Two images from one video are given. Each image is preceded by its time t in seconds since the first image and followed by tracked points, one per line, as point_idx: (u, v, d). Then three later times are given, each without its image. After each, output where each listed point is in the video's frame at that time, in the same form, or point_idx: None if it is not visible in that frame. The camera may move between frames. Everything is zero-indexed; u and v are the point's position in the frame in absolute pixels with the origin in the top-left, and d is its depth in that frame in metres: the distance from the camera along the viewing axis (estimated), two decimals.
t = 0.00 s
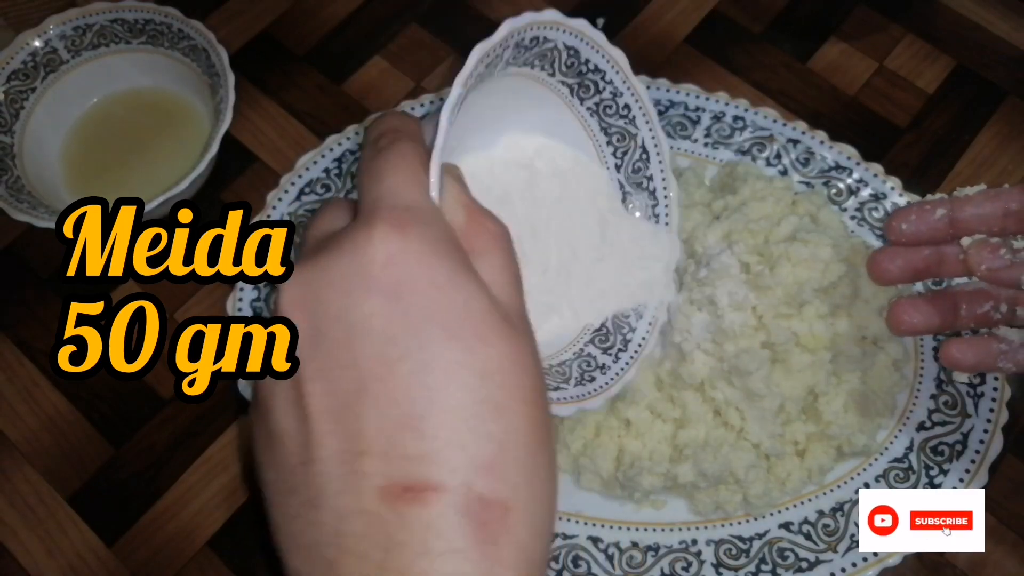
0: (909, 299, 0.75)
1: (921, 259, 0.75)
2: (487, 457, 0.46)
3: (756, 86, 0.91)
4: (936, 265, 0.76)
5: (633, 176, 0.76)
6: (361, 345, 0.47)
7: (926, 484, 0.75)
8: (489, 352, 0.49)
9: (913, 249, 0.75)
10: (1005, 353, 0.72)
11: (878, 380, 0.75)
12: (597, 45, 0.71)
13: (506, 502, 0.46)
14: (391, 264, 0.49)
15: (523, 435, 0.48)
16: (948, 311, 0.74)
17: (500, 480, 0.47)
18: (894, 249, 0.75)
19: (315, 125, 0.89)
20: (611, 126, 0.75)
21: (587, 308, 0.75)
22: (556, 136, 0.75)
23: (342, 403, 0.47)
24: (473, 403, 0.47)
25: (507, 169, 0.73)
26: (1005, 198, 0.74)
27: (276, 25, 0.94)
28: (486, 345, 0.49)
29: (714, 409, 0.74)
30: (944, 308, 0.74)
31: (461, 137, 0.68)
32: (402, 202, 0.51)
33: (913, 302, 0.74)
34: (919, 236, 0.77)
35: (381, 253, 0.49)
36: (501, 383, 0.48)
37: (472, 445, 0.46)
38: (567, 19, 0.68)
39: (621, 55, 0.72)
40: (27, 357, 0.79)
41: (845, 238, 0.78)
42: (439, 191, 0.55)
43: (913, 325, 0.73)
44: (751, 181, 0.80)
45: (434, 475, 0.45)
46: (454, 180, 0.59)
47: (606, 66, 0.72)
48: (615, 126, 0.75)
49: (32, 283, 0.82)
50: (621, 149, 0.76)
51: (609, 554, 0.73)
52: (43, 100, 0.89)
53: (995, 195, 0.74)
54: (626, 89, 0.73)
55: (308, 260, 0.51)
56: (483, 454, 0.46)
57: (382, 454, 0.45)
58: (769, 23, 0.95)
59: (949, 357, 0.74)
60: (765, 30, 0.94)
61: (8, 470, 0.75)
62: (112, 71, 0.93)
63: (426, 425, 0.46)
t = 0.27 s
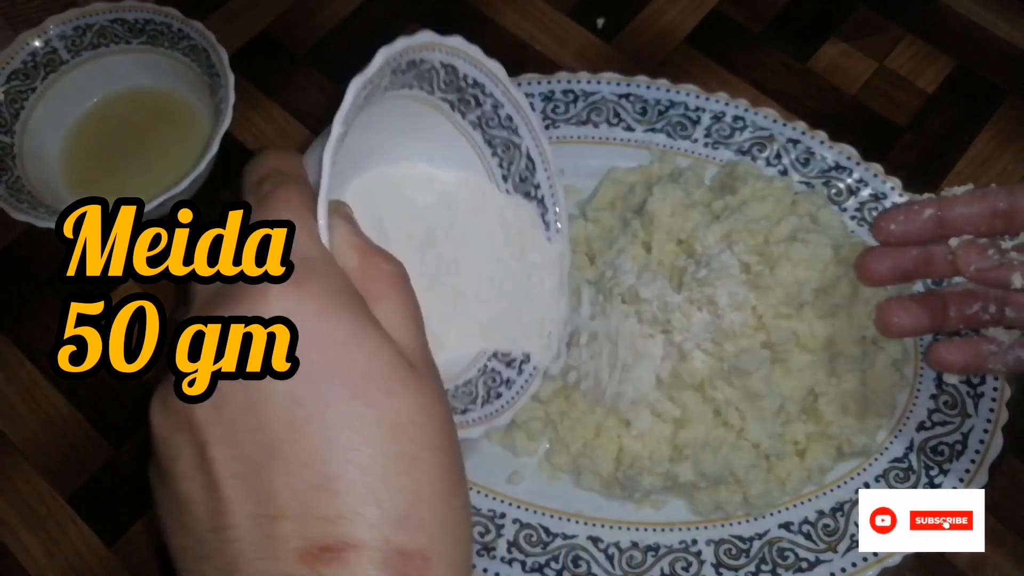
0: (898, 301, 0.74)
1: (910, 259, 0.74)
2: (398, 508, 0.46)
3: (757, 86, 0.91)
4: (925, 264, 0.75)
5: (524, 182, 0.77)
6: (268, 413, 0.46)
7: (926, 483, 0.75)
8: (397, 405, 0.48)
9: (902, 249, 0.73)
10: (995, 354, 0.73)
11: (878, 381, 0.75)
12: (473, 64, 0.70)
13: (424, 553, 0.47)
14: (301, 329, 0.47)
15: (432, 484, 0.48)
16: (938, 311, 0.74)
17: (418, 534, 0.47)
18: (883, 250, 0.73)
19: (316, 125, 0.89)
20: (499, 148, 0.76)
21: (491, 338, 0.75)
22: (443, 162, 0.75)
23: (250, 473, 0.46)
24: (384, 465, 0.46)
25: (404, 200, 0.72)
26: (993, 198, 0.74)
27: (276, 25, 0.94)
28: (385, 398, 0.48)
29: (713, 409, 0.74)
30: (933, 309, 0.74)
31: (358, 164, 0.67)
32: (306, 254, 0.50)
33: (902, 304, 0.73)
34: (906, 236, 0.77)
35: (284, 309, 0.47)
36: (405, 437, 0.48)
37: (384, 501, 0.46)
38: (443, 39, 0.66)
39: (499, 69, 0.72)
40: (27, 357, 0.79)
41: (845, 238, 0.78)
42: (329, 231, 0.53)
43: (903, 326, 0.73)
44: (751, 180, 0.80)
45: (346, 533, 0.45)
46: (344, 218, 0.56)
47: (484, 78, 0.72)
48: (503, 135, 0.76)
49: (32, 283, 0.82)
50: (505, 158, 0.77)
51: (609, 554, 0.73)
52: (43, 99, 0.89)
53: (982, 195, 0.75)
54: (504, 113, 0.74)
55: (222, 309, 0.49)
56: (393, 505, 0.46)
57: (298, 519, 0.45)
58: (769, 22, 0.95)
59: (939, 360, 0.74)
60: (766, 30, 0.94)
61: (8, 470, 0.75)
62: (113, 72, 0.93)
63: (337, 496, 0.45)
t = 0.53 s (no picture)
0: (906, 284, 0.74)
1: (917, 242, 0.76)
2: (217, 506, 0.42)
3: (757, 86, 0.91)
4: (932, 247, 0.77)
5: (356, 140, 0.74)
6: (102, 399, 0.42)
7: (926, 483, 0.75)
8: (235, 441, 0.44)
9: (911, 232, 0.75)
10: (1003, 339, 0.73)
11: (878, 381, 0.75)
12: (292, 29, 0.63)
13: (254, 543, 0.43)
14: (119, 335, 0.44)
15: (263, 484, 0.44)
16: (946, 295, 0.75)
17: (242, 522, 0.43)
18: (892, 233, 0.75)
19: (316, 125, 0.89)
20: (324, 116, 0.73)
21: (343, 305, 0.73)
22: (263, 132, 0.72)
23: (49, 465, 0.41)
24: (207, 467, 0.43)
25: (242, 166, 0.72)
26: (1004, 179, 0.74)
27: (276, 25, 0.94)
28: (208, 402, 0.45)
29: (713, 409, 0.74)
30: (940, 293, 0.74)
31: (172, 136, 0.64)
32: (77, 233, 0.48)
33: (910, 286, 0.73)
34: (915, 218, 0.77)
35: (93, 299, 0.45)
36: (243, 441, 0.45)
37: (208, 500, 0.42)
38: (249, 6, 0.59)
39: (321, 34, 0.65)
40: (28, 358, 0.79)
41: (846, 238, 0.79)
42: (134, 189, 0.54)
43: (911, 310, 0.72)
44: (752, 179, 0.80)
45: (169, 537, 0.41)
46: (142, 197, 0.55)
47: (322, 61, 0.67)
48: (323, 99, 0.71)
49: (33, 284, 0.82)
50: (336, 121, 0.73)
51: (609, 554, 0.73)
52: (44, 100, 0.89)
53: (993, 176, 0.75)
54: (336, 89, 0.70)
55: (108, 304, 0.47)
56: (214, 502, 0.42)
57: (105, 526, 0.40)
58: (769, 22, 0.95)
59: (947, 344, 0.73)
60: (766, 30, 0.94)
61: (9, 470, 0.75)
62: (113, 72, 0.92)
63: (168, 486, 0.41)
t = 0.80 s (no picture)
0: (890, 306, 0.73)
1: (902, 264, 0.74)
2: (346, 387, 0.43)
3: (756, 86, 0.91)
4: (916, 269, 0.75)
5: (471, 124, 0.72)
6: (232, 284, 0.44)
7: (926, 484, 0.75)
8: (364, 286, 0.45)
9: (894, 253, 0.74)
10: (988, 359, 0.73)
11: (878, 381, 0.75)
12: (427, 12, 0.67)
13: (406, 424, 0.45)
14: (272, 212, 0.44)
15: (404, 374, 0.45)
16: (932, 315, 0.75)
17: (390, 404, 0.44)
18: (875, 255, 0.73)
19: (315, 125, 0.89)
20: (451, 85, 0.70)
21: (451, 243, 0.70)
22: (382, 72, 0.66)
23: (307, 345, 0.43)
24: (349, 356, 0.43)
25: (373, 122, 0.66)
26: (986, 201, 0.73)
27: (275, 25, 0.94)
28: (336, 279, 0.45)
29: (713, 409, 0.74)
30: (926, 314, 0.74)
31: (314, 78, 0.61)
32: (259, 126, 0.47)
33: (896, 308, 0.72)
34: (899, 241, 0.75)
35: (257, 186, 0.44)
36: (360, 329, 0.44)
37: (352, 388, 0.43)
38: None
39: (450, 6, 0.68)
40: (27, 357, 0.79)
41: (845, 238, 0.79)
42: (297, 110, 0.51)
43: (897, 331, 0.72)
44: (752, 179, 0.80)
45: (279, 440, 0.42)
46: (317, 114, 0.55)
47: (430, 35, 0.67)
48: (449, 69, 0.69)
49: (33, 283, 0.82)
50: (447, 88, 0.70)
51: (609, 554, 0.73)
52: (43, 99, 0.89)
53: (975, 197, 0.74)
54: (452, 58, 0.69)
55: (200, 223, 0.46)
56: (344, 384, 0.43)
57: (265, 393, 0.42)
58: (769, 22, 0.95)
59: (932, 364, 0.74)
60: (765, 30, 0.94)
61: (8, 470, 0.75)
62: (112, 72, 0.93)
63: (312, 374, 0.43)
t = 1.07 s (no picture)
0: (890, 297, 0.73)
1: (902, 255, 0.74)
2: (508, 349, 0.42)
3: (757, 86, 0.91)
4: (916, 261, 0.76)
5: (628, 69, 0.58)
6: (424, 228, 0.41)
7: (926, 484, 0.75)
8: (568, 277, 0.43)
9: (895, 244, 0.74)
10: (988, 351, 0.73)
11: (879, 381, 0.75)
12: None
13: (545, 388, 0.43)
14: (460, 175, 0.41)
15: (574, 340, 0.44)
16: (932, 307, 0.74)
17: (525, 361, 0.42)
18: (876, 245, 0.74)
19: (316, 125, 0.89)
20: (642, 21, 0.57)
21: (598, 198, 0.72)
22: None
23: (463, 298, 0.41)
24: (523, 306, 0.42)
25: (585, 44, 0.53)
26: (986, 192, 0.74)
27: (275, 25, 0.94)
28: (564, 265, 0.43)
29: (714, 409, 0.74)
30: (927, 306, 0.73)
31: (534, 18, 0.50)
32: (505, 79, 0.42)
33: (896, 300, 0.72)
34: (899, 231, 0.76)
35: (532, 153, 0.41)
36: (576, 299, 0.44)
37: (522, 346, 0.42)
38: None
39: None
40: (27, 357, 0.79)
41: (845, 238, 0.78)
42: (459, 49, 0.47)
43: (897, 322, 0.72)
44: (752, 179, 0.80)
45: (435, 393, 0.41)
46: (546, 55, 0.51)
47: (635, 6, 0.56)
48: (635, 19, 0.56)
49: (32, 283, 0.82)
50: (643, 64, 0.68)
51: (609, 554, 0.73)
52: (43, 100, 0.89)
53: (975, 189, 0.75)
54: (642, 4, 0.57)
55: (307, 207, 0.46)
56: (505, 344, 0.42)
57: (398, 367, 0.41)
58: (769, 23, 0.95)
59: (932, 356, 0.73)
60: (766, 30, 0.94)
61: (8, 469, 0.75)
62: (112, 72, 0.93)
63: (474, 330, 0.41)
